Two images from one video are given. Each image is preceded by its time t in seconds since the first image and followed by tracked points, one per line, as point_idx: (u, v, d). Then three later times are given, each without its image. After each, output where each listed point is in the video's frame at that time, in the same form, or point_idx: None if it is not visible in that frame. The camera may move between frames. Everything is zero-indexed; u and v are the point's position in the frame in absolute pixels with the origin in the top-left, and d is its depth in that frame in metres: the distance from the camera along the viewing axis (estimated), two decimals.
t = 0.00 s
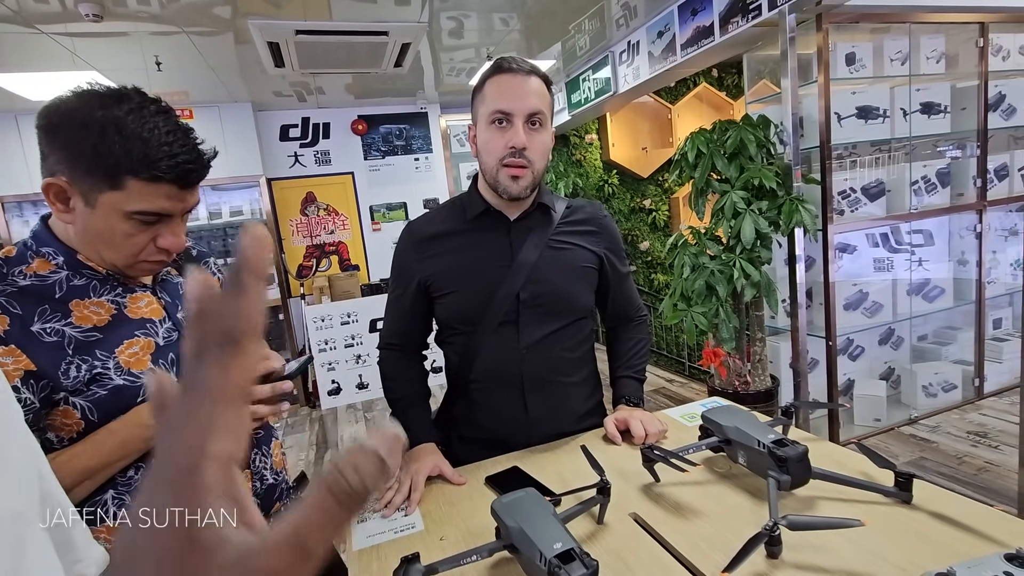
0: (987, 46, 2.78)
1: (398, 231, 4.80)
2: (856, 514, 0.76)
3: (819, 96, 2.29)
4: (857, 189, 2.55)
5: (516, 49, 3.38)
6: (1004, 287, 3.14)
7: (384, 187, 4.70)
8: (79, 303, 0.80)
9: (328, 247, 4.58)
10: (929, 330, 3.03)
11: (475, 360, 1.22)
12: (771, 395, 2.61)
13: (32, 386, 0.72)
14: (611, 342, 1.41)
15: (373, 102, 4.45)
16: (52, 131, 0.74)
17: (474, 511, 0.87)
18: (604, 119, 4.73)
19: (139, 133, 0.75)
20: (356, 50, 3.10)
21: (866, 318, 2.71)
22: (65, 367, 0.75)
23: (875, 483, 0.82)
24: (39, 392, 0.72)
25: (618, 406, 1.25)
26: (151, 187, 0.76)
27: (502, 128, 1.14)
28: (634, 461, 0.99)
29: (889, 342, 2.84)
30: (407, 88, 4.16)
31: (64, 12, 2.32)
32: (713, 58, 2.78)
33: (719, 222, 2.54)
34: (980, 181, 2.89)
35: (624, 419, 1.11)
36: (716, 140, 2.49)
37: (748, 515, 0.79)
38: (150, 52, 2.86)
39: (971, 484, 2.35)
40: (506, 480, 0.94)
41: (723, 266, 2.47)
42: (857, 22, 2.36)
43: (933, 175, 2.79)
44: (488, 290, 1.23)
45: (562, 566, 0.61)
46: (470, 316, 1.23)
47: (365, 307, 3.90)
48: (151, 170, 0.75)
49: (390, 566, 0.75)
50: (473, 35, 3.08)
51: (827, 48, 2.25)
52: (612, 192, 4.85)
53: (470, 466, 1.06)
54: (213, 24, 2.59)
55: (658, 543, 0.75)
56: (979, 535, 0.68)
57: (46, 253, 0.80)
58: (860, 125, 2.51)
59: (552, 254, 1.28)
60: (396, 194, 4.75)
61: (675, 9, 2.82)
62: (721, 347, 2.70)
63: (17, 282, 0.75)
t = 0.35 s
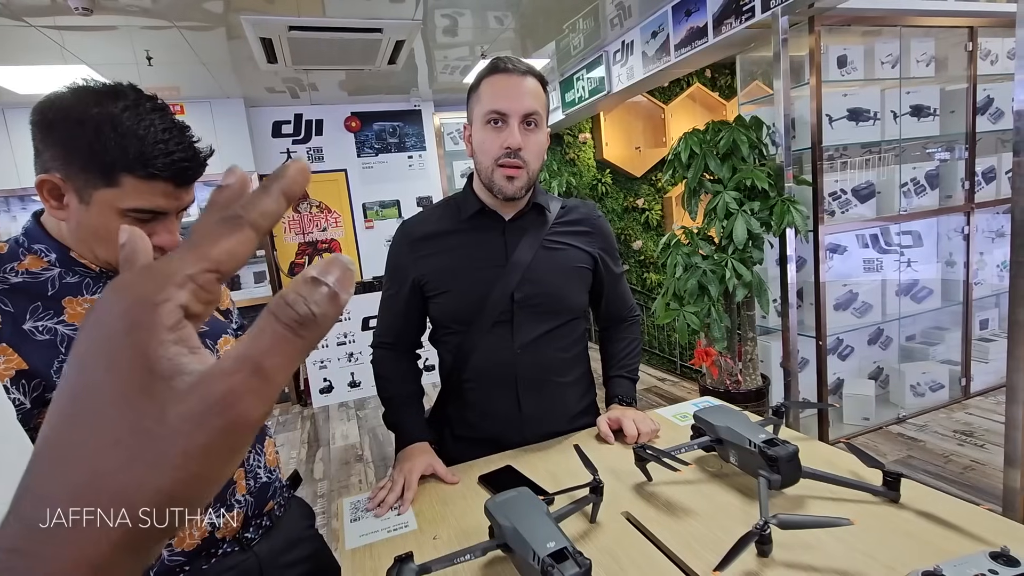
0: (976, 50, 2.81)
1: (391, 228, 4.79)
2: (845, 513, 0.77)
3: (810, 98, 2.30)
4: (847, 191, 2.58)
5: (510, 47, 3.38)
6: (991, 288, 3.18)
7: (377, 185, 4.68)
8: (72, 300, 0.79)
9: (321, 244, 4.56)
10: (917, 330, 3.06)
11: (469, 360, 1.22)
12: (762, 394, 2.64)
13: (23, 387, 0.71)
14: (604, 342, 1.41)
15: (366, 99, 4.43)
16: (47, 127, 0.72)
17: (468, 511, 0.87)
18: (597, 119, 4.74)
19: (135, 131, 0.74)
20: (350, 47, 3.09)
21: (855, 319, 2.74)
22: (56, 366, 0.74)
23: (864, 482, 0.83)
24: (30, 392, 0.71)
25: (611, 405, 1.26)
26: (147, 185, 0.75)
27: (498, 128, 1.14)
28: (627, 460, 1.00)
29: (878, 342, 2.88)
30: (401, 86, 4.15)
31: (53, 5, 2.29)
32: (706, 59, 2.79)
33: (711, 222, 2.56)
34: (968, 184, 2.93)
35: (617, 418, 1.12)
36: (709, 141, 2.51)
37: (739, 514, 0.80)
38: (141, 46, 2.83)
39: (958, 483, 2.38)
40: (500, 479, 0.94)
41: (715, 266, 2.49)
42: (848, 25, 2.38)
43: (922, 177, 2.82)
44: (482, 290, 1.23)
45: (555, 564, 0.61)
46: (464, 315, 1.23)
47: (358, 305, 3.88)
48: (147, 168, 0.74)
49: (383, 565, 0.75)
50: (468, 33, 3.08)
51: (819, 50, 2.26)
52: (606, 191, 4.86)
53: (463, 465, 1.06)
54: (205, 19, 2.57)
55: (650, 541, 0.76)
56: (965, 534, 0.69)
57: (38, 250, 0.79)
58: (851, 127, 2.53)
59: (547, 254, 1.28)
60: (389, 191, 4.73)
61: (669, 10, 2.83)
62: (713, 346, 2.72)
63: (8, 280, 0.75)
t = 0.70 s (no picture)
0: (968, 53, 2.84)
1: (386, 227, 4.78)
2: (838, 512, 0.77)
3: (805, 99, 2.32)
4: (841, 192, 2.59)
5: (506, 46, 3.38)
6: (981, 289, 3.21)
7: (373, 183, 4.66)
8: (65, 298, 0.76)
9: (316, 243, 4.54)
10: (909, 330, 3.09)
11: (464, 359, 1.22)
12: (755, 394, 2.65)
13: (13, 385, 0.69)
14: (599, 342, 1.42)
15: (362, 97, 4.42)
16: (42, 124, 0.70)
17: (462, 510, 0.87)
18: (593, 118, 4.74)
19: (130, 128, 0.72)
20: (345, 44, 3.07)
21: (848, 319, 2.76)
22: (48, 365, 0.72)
23: (856, 482, 0.84)
24: (21, 391, 0.69)
25: (606, 405, 1.26)
26: (141, 183, 0.72)
27: (494, 127, 1.14)
28: (621, 459, 1.00)
29: (870, 342, 2.90)
30: (396, 84, 4.14)
31: None
32: (702, 60, 2.80)
33: (706, 222, 2.57)
34: (959, 185, 2.96)
35: (612, 417, 1.12)
36: (704, 141, 2.51)
37: (732, 513, 0.80)
38: (134, 42, 2.81)
39: (948, 482, 2.41)
40: (495, 478, 0.95)
41: (710, 266, 2.50)
42: (843, 27, 2.40)
43: (915, 179, 2.84)
44: (477, 289, 1.23)
45: (549, 564, 0.61)
46: (460, 315, 1.23)
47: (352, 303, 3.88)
48: (141, 165, 0.71)
49: (377, 565, 0.75)
50: (464, 32, 3.07)
51: (813, 52, 2.28)
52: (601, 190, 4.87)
53: (458, 464, 1.06)
54: (199, 15, 2.55)
55: (644, 541, 0.76)
56: (955, 533, 0.70)
57: (32, 247, 0.76)
58: (844, 128, 2.55)
59: (542, 254, 1.28)
60: (384, 190, 4.72)
61: (665, 10, 2.84)
62: (707, 346, 2.73)
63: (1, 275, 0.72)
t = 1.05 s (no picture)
0: (964, 54, 2.85)
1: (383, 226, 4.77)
2: (834, 511, 0.78)
3: (801, 99, 2.32)
4: (838, 192, 2.60)
5: (504, 46, 3.38)
6: (977, 289, 3.22)
7: (371, 182, 4.66)
8: (83, 293, 0.79)
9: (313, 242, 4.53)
10: (905, 330, 3.10)
11: (462, 358, 1.22)
12: (752, 393, 2.66)
13: (33, 376, 0.72)
14: (596, 341, 1.42)
15: (360, 96, 4.41)
16: (71, 124, 0.74)
17: (460, 508, 0.87)
18: (591, 118, 4.74)
19: (155, 132, 0.75)
20: (343, 43, 3.07)
21: (845, 318, 2.77)
22: (67, 358, 0.76)
23: (851, 480, 0.84)
24: (40, 381, 0.73)
25: (604, 404, 1.26)
26: (162, 186, 0.76)
27: (492, 126, 1.14)
28: (618, 458, 1.01)
29: (867, 342, 2.91)
30: (394, 83, 4.13)
31: None
32: (699, 60, 2.81)
33: (704, 222, 2.57)
34: (956, 185, 2.97)
35: (609, 417, 1.12)
36: (701, 141, 2.52)
37: (730, 512, 0.81)
38: (131, 41, 2.81)
39: (943, 481, 2.42)
40: (493, 477, 0.95)
41: (707, 266, 2.50)
42: (839, 27, 2.40)
43: (911, 179, 2.85)
44: (475, 289, 1.24)
45: (547, 561, 0.61)
46: (458, 314, 1.23)
47: (350, 302, 3.88)
48: (163, 169, 0.75)
49: (375, 564, 0.75)
50: (462, 31, 3.07)
51: (810, 52, 2.29)
52: (599, 190, 4.86)
53: (456, 463, 1.06)
54: (197, 13, 2.55)
55: (642, 539, 0.76)
56: (951, 531, 0.70)
57: (53, 243, 0.79)
58: (841, 129, 2.55)
59: (540, 253, 1.28)
60: (382, 189, 4.71)
61: (663, 10, 2.84)
62: (704, 345, 2.74)
63: (23, 270, 0.75)
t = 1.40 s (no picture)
0: (968, 50, 2.83)
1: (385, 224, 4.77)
2: (836, 506, 0.78)
3: (804, 96, 2.32)
4: (840, 189, 2.60)
5: (505, 43, 3.38)
6: (980, 286, 3.21)
7: (372, 180, 4.66)
8: (126, 268, 0.89)
9: (315, 239, 4.54)
10: (907, 327, 3.09)
11: (463, 355, 1.22)
12: (754, 390, 2.66)
13: (79, 338, 0.81)
14: (598, 338, 1.42)
15: (361, 93, 4.42)
16: (145, 113, 0.88)
17: (462, 503, 0.88)
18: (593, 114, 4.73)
19: (219, 125, 0.90)
20: (344, 40, 3.07)
21: (847, 316, 2.77)
22: (109, 326, 0.85)
23: (853, 476, 0.84)
24: (83, 344, 0.82)
25: (605, 400, 1.27)
26: (219, 172, 0.91)
27: (493, 122, 1.14)
28: (620, 453, 1.01)
29: (869, 339, 2.90)
30: (395, 80, 4.13)
31: None
32: (701, 57, 2.80)
33: (706, 219, 2.57)
34: (959, 182, 2.96)
35: (611, 413, 1.13)
36: (703, 138, 2.52)
37: (731, 507, 0.81)
38: (133, 38, 2.81)
39: (946, 478, 2.41)
40: (495, 472, 0.95)
41: (709, 263, 2.50)
42: (842, 23, 2.40)
43: (914, 176, 2.85)
44: (477, 285, 1.24)
45: (549, 556, 0.61)
46: (459, 310, 1.23)
47: (352, 300, 3.89)
48: (225, 157, 0.90)
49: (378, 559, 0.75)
50: (463, 28, 3.06)
51: (812, 48, 2.28)
52: (600, 188, 4.85)
53: (458, 458, 1.06)
54: (199, 11, 2.55)
55: (644, 534, 0.77)
56: (954, 527, 0.70)
57: (100, 219, 0.90)
58: (844, 125, 2.54)
59: (542, 249, 1.28)
60: (384, 186, 4.71)
61: (665, 7, 2.83)
62: (706, 342, 2.75)
63: (74, 242, 0.85)
